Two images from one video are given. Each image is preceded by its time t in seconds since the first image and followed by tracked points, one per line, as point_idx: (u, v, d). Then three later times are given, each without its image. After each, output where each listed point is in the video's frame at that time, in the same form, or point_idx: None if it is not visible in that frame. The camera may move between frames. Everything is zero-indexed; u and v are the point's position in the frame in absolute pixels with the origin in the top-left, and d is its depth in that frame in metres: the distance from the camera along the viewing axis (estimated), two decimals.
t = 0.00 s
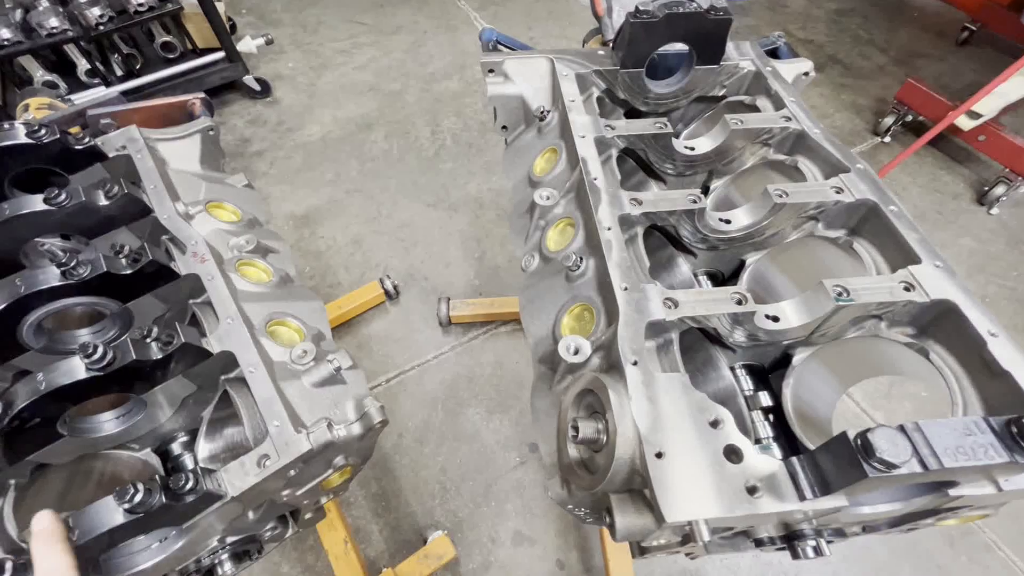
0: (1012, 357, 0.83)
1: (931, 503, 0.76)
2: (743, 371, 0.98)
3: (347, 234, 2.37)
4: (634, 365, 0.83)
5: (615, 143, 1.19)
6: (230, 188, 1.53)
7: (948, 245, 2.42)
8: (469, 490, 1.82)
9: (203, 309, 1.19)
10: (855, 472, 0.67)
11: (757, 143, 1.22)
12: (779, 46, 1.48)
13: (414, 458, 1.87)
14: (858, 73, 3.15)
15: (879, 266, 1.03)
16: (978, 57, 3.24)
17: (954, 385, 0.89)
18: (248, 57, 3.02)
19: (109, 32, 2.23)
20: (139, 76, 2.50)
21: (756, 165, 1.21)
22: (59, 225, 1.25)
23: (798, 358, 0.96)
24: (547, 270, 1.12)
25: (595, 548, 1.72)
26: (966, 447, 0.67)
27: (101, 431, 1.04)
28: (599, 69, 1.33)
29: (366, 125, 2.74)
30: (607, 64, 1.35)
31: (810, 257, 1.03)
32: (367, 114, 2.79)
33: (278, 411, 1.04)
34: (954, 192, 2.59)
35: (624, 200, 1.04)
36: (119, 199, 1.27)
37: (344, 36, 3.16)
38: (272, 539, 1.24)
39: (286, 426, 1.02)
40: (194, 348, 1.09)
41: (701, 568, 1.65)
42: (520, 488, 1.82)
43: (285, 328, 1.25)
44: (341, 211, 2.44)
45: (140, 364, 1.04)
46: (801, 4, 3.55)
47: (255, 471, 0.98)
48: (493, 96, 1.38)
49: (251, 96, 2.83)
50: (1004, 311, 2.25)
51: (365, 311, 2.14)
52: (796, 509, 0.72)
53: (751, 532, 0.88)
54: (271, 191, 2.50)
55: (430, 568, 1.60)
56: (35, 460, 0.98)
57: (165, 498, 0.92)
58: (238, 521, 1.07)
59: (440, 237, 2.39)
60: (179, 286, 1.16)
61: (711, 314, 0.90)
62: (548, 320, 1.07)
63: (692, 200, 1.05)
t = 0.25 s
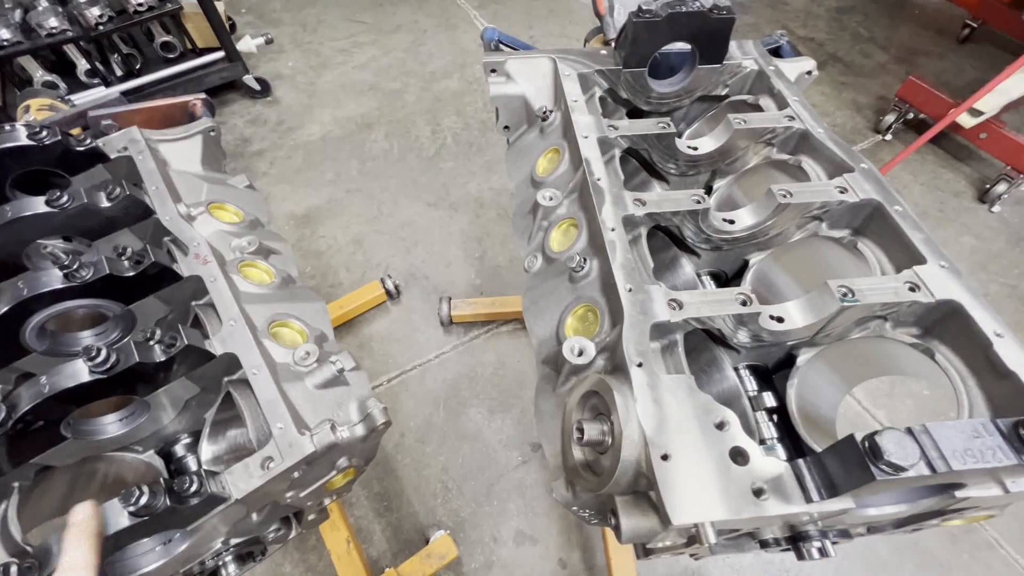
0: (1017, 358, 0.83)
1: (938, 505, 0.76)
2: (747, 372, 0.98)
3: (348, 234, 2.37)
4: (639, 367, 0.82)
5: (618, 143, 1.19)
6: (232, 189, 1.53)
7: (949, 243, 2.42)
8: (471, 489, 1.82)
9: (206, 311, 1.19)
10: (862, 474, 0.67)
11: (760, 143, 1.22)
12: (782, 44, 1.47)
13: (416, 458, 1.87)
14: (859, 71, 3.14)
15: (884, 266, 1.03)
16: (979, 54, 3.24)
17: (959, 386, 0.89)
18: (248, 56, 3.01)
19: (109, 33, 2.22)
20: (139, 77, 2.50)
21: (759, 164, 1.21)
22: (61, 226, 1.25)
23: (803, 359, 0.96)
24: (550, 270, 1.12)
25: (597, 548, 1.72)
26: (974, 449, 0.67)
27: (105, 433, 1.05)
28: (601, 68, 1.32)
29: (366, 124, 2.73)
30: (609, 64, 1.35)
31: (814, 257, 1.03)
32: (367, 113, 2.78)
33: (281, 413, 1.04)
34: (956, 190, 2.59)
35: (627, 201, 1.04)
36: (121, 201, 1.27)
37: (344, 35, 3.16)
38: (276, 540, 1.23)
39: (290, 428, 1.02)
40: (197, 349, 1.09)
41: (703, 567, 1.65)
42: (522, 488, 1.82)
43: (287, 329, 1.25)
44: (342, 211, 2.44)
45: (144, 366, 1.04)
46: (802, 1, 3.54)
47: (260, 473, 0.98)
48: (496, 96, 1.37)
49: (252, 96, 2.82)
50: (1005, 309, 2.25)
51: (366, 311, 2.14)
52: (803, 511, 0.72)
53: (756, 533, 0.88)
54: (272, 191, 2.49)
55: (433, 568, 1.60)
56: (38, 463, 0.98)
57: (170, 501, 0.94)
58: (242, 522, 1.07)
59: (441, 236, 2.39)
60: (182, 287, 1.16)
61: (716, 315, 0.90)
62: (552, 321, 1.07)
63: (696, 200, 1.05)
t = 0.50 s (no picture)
0: (1019, 352, 0.83)
1: (939, 498, 0.76)
2: (748, 367, 0.98)
3: (348, 232, 2.37)
4: (640, 362, 0.82)
5: (618, 139, 1.18)
6: (232, 187, 1.52)
7: (949, 239, 2.42)
8: (471, 487, 1.82)
9: (206, 308, 1.19)
10: (865, 467, 0.67)
11: (761, 138, 1.22)
12: (783, 39, 1.47)
13: (416, 456, 1.87)
14: (858, 67, 3.14)
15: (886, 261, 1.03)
16: (978, 50, 3.23)
17: (961, 380, 0.89)
18: (247, 55, 3.01)
19: (107, 31, 2.21)
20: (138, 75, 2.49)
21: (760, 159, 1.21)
22: (60, 225, 1.24)
23: (805, 354, 0.96)
24: (551, 266, 1.12)
25: (598, 545, 1.72)
26: (977, 442, 0.67)
27: (106, 430, 1.04)
28: (602, 64, 1.31)
29: (366, 122, 2.73)
30: (609, 59, 1.34)
31: (816, 252, 1.03)
32: (366, 111, 2.78)
33: (282, 409, 1.04)
34: (956, 186, 2.59)
35: (628, 196, 1.04)
36: (120, 198, 1.26)
37: (343, 33, 3.15)
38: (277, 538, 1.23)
39: (291, 425, 1.02)
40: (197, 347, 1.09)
41: (704, 564, 1.65)
42: (523, 485, 1.82)
43: (287, 326, 1.25)
44: (341, 209, 2.43)
45: (145, 363, 1.05)
46: None
47: (261, 470, 0.97)
48: (495, 93, 1.37)
49: (250, 94, 2.82)
50: (1006, 305, 2.25)
51: (366, 309, 2.14)
52: (805, 505, 0.72)
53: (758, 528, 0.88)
54: (271, 189, 2.49)
55: (434, 565, 1.60)
56: (40, 460, 0.98)
57: (172, 498, 0.93)
58: (243, 519, 1.07)
59: (441, 234, 2.38)
60: (182, 284, 1.15)
61: (717, 310, 0.90)
62: (552, 317, 1.07)
63: (697, 195, 1.04)
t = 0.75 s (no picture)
0: (1021, 347, 0.83)
1: (942, 494, 0.76)
2: (750, 364, 0.98)
3: (348, 232, 2.37)
4: (643, 358, 0.82)
5: (619, 137, 1.18)
6: (232, 186, 1.52)
7: (950, 237, 2.42)
8: (473, 486, 1.82)
9: (208, 307, 1.19)
10: (868, 462, 0.67)
11: (762, 135, 1.22)
12: (783, 37, 1.47)
13: (418, 455, 1.87)
14: (858, 66, 3.14)
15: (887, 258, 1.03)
16: (978, 49, 3.23)
17: (963, 376, 0.89)
18: (247, 55, 3.01)
19: (107, 32, 2.21)
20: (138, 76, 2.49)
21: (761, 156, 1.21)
22: (62, 225, 1.25)
23: (806, 350, 0.96)
24: (552, 264, 1.12)
25: (599, 544, 1.72)
26: (981, 437, 0.67)
27: (108, 430, 1.04)
28: (602, 62, 1.31)
29: (366, 122, 2.73)
30: (609, 58, 1.34)
31: (817, 249, 1.02)
32: (366, 111, 2.78)
33: (284, 408, 1.04)
34: (956, 184, 2.59)
35: (629, 194, 1.04)
36: (121, 198, 1.26)
37: (342, 33, 3.15)
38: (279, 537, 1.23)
39: (293, 424, 1.02)
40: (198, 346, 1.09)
41: (706, 563, 1.65)
42: (524, 485, 1.82)
43: (289, 326, 1.25)
44: (341, 209, 2.43)
45: (147, 363, 1.05)
46: None
47: (263, 469, 0.97)
48: (496, 91, 1.37)
49: (250, 94, 2.82)
50: (1006, 303, 2.25)
51: (367, 309, 2.14)
52: (808, 500, 0.72)
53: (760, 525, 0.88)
54: (272, 190, 2.49)
55: (436, 565, 1.60)
56: (40, 460, 0.98)
57: (174, 496, 0.92)
58: (245, 519, 1.07)
59: (441, 234, 2.38)
60: (184, 283, 1.15)
61: (718, 307, 0.90)
62: (554, 314, 1.07)
63: (698, 193, 1.04)
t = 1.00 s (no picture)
0: (1008, 345, 0.84)
1: (930, 489, 0.78)
2: (743, 363, 0.99)
3: (348, 234, 2.39)
4: (636, 357, 0.84)
5: (614, 139, 1.20)
6: (233, 189, 1.54)
7: (948, 238, 2.43)
8: (473, 486, 1.83)
9: (209, 308, 1.21)
10: (853, 457, 0.68)
11: (756, 137, 1.23)
12: (777, 40, 1.48)
13: (418, 456, 1.88)
14: (856, 67, 3.15)
15: (879, 258, 1.04)
16: (976, 50, 3.24)
17: (952, 374, 0.90)
18: (248, 59, 3.03)
19: (109, 36, 2.23)
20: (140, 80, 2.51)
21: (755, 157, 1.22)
22: (65, 227, 1.26)
23: (799, 349, 0.97)
24: (548, 265, 1.13)
25: (599, 543, 1.73)
26: (964, 432, 0.68)
27: (110, 429, 1.06)
28: (598, 65, 1.33)
29: (366, 125, 2.75)
30: (605, 60, 1.36)
31: (810, 249, 1.04)
32: (366, 114, 2.80)
33: (283, 407, 1.05)
34: (954, 185, 2.60)
35: (624, 195, 1.06)
36: (123, 201, 1.28)
37: (343, 37, 3.17)
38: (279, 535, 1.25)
39: (292, 422, 1.03)
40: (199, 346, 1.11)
41: (706, 562, 1.66)
42: (524, 485, 1.83)
43: (289, 326, 1.26)
44: (342, 211, 2.45)
45: (148, 362, 1.06)
46: None
47: (262, 467, 0.99)
48: (493, 94, 1.39)
49: (251, 98, 2.84)
50: (1005, 303, 2.26)
51: (367, 310, 2.15)
52: (797, 495, 0.73)
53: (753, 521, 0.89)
54: (273, 192, 2.51)
55: (436, 564, 1.61)
56: (44, 459, 1.00)
57: (175, 493, 0.94)
58: (245, 517, 1.08)
59: (441, 236, 2.40)
60: (185, 284, 1.17)
61: (711, 306, 0.91)
62: (550, 314, 1.08)
63: (692, 194, 1.05)
